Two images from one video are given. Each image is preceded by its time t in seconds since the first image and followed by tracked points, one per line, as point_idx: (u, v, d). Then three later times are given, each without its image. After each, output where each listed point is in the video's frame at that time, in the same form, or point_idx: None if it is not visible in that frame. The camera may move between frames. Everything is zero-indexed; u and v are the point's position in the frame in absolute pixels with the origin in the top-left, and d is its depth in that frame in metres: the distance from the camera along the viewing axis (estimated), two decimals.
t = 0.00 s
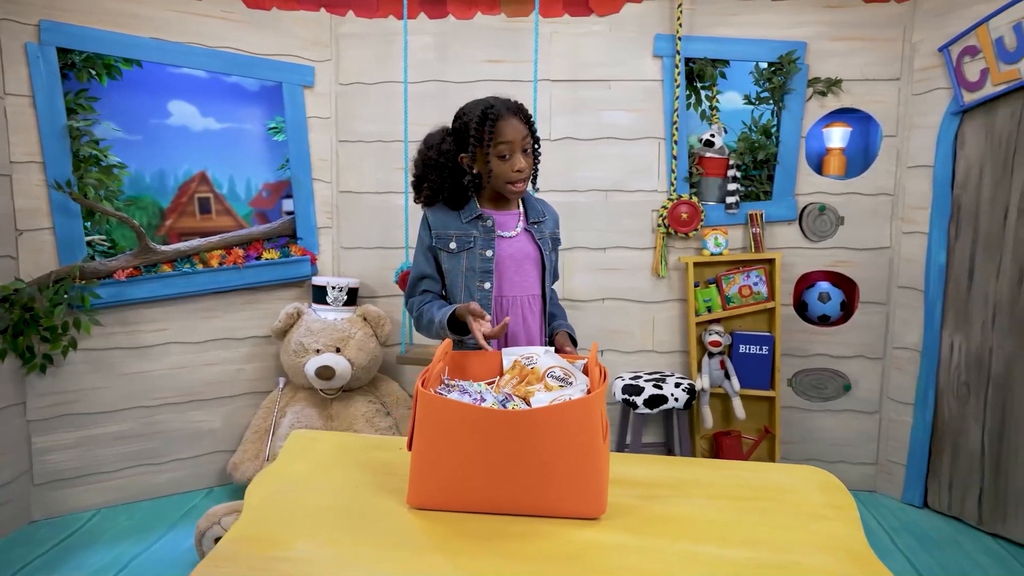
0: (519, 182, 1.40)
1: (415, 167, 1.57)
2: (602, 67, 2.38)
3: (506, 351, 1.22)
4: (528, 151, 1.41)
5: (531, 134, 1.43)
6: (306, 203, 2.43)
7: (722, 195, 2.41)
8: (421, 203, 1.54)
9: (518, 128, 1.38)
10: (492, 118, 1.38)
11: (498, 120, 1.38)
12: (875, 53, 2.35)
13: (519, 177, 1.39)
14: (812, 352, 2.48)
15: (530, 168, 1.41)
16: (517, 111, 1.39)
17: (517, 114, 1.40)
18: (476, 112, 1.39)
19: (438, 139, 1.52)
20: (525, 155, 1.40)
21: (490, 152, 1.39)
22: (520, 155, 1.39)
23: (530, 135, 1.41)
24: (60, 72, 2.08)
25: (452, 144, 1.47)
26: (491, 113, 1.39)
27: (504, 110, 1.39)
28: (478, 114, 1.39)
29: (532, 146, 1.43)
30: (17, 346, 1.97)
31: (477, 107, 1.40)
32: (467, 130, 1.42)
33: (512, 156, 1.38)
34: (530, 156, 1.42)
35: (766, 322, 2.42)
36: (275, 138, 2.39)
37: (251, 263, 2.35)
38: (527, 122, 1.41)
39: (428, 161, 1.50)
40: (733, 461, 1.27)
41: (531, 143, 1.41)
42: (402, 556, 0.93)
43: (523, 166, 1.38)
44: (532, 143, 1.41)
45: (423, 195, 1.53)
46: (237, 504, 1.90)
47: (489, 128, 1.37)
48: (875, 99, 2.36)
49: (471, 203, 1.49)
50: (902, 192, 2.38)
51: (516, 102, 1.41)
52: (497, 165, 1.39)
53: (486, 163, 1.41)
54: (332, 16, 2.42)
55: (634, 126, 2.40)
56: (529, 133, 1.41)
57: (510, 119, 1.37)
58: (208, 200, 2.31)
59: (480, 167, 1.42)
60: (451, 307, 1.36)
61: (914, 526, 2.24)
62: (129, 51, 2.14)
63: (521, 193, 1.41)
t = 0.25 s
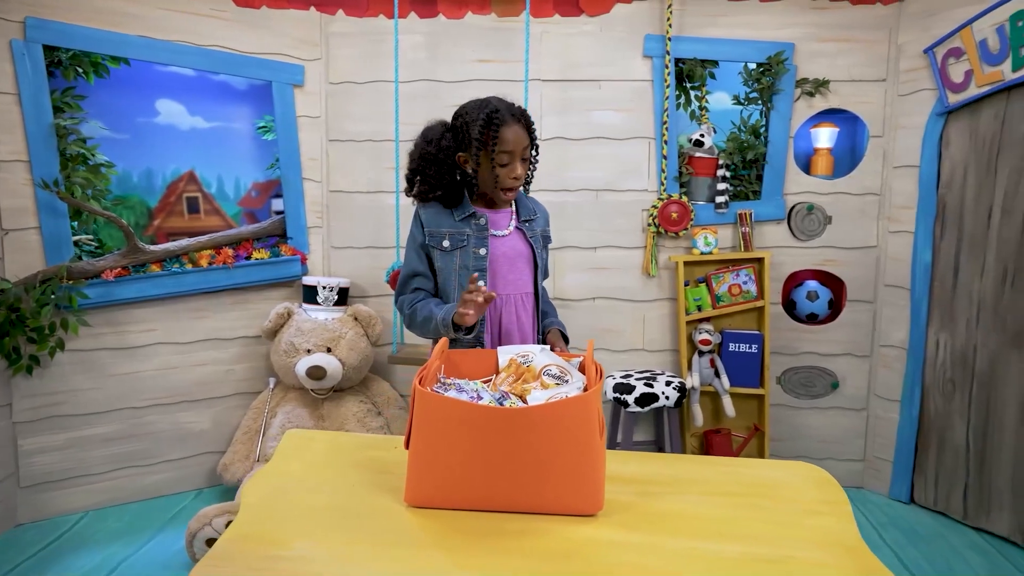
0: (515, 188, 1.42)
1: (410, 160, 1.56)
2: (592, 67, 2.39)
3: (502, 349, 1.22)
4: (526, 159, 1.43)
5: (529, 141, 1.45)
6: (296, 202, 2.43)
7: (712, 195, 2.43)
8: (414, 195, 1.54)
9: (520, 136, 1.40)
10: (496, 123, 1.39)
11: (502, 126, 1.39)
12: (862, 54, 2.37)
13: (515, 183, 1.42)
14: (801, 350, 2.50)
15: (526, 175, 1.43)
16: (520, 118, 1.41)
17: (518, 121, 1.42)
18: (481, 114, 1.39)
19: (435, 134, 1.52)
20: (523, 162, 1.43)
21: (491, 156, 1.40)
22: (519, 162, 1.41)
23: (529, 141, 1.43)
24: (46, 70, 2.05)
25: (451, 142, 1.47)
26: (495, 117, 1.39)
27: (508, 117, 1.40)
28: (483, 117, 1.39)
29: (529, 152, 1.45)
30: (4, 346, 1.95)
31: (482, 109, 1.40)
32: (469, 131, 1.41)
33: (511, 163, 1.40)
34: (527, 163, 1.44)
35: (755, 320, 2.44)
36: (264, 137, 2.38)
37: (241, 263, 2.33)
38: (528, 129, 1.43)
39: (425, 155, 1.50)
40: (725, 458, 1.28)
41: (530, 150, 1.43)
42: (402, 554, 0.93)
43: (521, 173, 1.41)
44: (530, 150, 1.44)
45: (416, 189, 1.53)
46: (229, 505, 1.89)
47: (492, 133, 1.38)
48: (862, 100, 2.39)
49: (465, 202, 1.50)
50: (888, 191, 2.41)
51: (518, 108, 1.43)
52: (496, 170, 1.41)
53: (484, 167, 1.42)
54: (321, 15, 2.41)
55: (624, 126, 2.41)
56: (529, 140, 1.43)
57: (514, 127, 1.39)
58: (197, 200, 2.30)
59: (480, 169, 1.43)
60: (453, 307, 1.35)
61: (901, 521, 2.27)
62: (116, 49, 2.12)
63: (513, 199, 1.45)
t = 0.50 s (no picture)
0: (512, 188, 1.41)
1: (409, 158, 1.58)
2: (583, 67, 2.40)
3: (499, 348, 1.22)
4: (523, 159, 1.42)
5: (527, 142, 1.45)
6: (287, 203, 2.41)
7: (702, 195, 2.44)
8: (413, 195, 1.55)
9: (517, 136, 1.39)
10: (492, 121, 1.39)
11: (498, 124, 1.39)
12: (849, 56, 2.40)
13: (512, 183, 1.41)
14: (790, 349, 2.52)
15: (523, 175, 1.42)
16: (517, 118, 1.40)
17: (516, 121, 1.41)
18: (478, 113, 1.39)
19: (434, 133, 1.53)
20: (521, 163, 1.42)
21: (486, 155, 1.40)
22: (515, 162, 1.40)
23: (526, 141, 1.43)
24: (32, 68, 2.03)
25: (449, 141, 1.48)
26: (492, 116, 1.39)
27: (505, 116, 1.40)
28: (480, 117, 1.39)
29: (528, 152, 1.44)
30: None
31: (480, 107, 1.40)
32: (466, 130, 1.42)
33: (507, 162, 1.39)
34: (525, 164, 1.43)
35: (746, 319, 2.46)
36: (254, 137, 2.36)
37: (231, 263, 2.32)
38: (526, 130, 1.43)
39: (423, 153, 1.52)
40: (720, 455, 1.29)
41: (527, 150, 1.43)
42: (402, 553, 0.93)
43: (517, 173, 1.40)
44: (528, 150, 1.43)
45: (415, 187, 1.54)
46: (221, 507, 1.87)
47: (490, 131, 1.38)
48: (849, 101, 2.41)
49: (463, 201, 1.50)
50: (875, 191, 2.44)
51: (517, 108, 1.43)
52: (492, 169, 1.40)
53: (480, 165, 1.42)
54: (312, 14, 2.40)
55: (615, 126, 2.42)
56: (526, 141, 1.42)
57: (510, 126, 1.38)
58: (185, 199, 2.28)
59: (475, 167, 1.43)
60: (472, 312, 1.25)
61: (889, 517, 2.30)
62: (103, 47, 2.10)
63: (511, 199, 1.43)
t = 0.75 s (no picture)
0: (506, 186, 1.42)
1: (404, 160, 1.58)
2: (576, 70, 2.41)
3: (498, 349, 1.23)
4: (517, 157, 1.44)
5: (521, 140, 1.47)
6: (280, 204, 2.41)
7: (693, 197, 2.46)
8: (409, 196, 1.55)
9: (510, 134, 1.41)
10: (486, 119, 1.41)
11: (491, 122, 1.41)
12: (839, 59, 2.43)
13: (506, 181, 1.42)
14: (781, 349, 2.55)
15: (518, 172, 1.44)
16: (510, 116, 1.42)
17: (509, 119, 1.43)
18: (471, 111, 1.42)
19: (427, 133, 1.55)
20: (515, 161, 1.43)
21: (480, 153, 1.42)
22: (509, 160, 1.42)
23: (519, 139, 1.45)
24: (22, 69, 2.02)
25: (443, 140, 1.49)
26: (485, 114, 1.42)
27: (498, 114, 1.42)
28: (473, 115, 1.41)
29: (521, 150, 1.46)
30: None
31: (472, 106, 1.42)
32: (459, 129, 1.44)
33: (501, 160, 1.41)
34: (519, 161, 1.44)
35: (737, 320, 2.49)
36: (246, 138, 2.36)
37: (224, 266, 2.31)
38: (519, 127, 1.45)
39: (417, 153, 1.52)
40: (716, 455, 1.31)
41: (520, 148, 1.45)
42: (405, 554, 0.94)
43: (511, 171, 1.41)
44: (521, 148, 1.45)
45: (410, 187, 1.55)
46: (216, 510, 1.87)
47: (481, 130, 1.40)
48: (838, 104, 2.44)
49: (461, 204, 1.51)
50: (864, 193, 2.47)
51: (510, 107, 1.45)
52: (486, 167, 1.42)
53: (475, 164, 1.43)
54: (304, 15, 2.39)
55: (608, 128, 2.44)
56: (519, 138, 1.44)
57: (503, 123, 1.40)
58: (177, 201, 2.27)
59: (469, 165, 1.44)
60: (476, 318, 1.23)
61: (878, 514, 2.33)
62: (94, 48, 2.09)
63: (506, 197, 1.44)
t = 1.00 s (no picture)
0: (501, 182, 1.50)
1: (403, 160, 1.70)
2: (568, 71, 2.43)
3: (496, 349, 1.25)
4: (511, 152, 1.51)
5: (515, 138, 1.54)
6: (272, 205, 2.41)
7: (684, 198, 2.49)
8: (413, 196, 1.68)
9: (503, 131, 1.49)
10: (481, 117, 1.48)
11: (485, 119, 1.48)
12: (826, 62, 2.46)
13: (501, 178, 1.49)
14: (770, 347, 2.59)
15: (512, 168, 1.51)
16: (505, 114, 1.50)
17: (504, 117, 1.50)
18: (466, 110, 1.50)
19: (426, 135, 1.66)
20: (509, 156, 1.50)
21: (476, 150, 1.49)
22: (504, 156, 1.49)
23: (514, 137, 1.52)
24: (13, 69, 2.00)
25: (441, 140, 1.59)
26: (480, 112, 1.49)
27: (492, 111, 1.49)
28: (467, 113, 1.49)
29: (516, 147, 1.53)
30: None
31: (468, 105, 1.51)
32: (457, 129, 1.52)
33: (495, 156, 1.48)
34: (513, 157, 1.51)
35: (727, 319, 2.52)
36: (238, 138, 2.35)
37: (217, 266, 2.31)
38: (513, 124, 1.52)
39: (416, 153, 1.65)
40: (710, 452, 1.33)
41: (514, 146, 1.52)
42: (408, 552, 0.95)
43: (505, 166, 1.48)
44: (515, 145, 1.52)
45: (412, 184, 1.68)
46: (210, 510, 1.86)
47: (477, 126, 1.47)
48: (826, 106, 2.48)
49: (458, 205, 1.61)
50: (851, 194, 2.51)
51: (505, 106, 1.52)
52: (480, 163, 1.49)
53: (470, 161, 1.51)
54: (297, 16, 2.39)
55: (599, 130, 2.46)
56: (513, 137, 1.51)
57: (496, 119, 1.48)
58: (168, 202, 2.26)
59: (465, 163, 1.53)
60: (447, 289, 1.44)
61: (865, 510, 2.36)
62: (85, 47, 2.08)
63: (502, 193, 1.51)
